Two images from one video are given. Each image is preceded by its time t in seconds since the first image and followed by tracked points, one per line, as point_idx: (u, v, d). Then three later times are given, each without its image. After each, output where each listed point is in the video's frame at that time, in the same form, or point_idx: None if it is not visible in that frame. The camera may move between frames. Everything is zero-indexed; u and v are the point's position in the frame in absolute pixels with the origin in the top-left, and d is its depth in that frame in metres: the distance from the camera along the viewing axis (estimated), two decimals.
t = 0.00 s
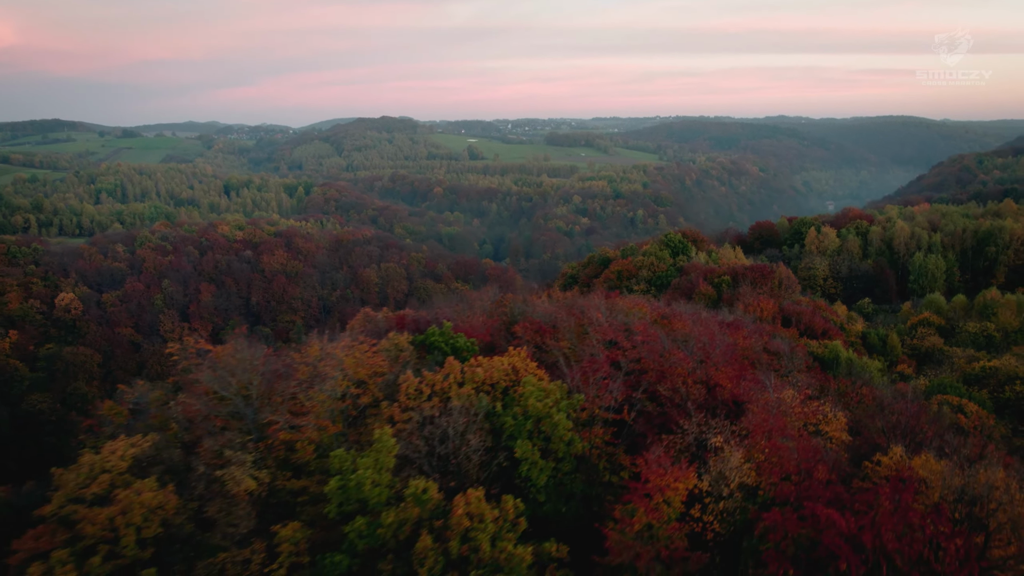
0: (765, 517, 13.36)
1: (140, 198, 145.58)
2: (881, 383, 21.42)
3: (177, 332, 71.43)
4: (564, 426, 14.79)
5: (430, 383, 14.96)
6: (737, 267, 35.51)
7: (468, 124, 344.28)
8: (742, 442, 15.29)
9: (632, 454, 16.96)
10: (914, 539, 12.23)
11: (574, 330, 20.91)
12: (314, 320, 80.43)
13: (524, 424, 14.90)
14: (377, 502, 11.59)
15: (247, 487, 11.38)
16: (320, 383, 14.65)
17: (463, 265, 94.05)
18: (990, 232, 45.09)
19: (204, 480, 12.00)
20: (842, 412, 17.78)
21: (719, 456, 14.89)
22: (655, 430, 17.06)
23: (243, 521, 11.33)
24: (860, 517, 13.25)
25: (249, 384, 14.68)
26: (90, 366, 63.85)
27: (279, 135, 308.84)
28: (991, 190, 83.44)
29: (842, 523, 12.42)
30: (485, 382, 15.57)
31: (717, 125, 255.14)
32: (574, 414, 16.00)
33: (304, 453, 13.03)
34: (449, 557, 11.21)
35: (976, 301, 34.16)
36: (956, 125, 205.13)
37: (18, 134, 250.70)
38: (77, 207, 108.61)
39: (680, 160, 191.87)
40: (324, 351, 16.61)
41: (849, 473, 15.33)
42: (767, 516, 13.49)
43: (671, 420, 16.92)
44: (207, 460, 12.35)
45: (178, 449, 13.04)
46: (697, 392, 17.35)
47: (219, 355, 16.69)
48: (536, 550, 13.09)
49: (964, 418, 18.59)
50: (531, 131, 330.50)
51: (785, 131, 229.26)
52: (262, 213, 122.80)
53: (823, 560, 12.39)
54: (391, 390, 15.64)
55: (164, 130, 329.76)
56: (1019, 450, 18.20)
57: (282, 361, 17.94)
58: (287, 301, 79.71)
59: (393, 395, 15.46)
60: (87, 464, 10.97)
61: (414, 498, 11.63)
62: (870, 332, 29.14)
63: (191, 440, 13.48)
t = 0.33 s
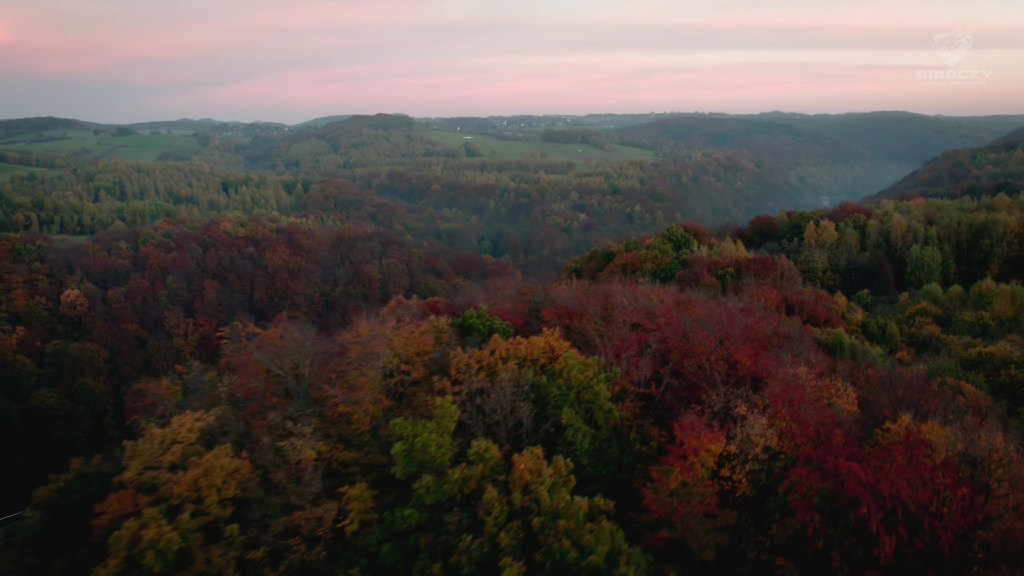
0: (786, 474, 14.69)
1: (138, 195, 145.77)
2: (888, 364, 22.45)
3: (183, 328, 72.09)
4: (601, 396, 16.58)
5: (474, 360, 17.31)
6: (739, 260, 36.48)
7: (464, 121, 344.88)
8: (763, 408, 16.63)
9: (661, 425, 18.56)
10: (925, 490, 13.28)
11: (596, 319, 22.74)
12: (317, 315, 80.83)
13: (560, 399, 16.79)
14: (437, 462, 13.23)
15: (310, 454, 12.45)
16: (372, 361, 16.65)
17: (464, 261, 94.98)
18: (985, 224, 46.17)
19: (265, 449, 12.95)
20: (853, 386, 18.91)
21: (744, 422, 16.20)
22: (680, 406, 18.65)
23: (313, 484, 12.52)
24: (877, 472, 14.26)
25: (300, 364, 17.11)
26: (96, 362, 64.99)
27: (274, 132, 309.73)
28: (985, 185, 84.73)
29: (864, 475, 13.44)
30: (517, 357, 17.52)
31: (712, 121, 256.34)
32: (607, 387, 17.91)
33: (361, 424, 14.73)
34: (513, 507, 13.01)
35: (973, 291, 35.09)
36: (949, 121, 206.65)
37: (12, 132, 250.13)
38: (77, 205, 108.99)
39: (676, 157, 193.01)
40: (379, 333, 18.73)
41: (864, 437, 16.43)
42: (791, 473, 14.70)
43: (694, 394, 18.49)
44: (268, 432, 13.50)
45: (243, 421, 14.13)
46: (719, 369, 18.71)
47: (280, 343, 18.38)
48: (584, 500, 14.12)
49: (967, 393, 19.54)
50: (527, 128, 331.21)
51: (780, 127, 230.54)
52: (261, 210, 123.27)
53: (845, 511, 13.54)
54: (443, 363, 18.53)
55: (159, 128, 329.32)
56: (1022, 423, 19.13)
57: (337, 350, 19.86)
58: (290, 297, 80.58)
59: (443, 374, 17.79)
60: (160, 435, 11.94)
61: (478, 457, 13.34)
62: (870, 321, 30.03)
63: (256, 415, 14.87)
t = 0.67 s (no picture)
0: (804, 439, 15.91)
1: (137, 192, 146.06)
2: (887, 347, 23.92)
3: (187, 324, 72.68)
4: (636, 367, 17.89)
5: (514, 338, 18.93)
6: (742, 253, 37.42)
7: (459, 117, 345.23)
8: (782, 379, 17.91)
9: (686, 398, 19.90)
10: (933, 450, 14.36)
11: (616, 304, 24.23)
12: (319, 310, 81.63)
13: (596, 369, 18.04)
14: (492, 428, 14.74)
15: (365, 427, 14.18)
16: (414, 342, 18.37)
17: (464, 256, 95.86)
18: (980, 218, 47.25)
19: (324, 420, 15.31)
20: (862, 364, 20.10)
21: (766, 392, 17.43)
22: (703, 382, 20.02)
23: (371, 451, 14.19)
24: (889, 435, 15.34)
25: (346, 349, 18.77)
26: (103, 357, 66.64)
27: (270, 129, 309.49)
28: (979, 180, 85.87)
29: (880, 436, 14.46)
30: (551, 334, 19.06)
31: (707, 118, 257.53)
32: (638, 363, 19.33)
33: (410, 397, 16.40)
34: (562, 465, 14.07)
35: (970, 281, 36.12)
36: (942, 117, 208.22)
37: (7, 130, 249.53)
38: (78, 202, 109.36)
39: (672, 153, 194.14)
40: (421, 317, 20.28)
41: (875, 406, 17.60)
42: (813, 437, 15.75)
43: (716, 369, 19.85)
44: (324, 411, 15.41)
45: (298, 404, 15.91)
46: (741, 344, 19.98)
47: (333, 329, 20.03)
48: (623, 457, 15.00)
49: (966, 373, 20.75)
50: (522, 124, 331.93)
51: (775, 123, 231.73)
52: (261, 207, 123.69)
53: (862, 469, 14.52)
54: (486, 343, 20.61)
55: (155, 125, 328.92)
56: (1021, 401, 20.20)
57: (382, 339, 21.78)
58: (293, 292, 81.36)
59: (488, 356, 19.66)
60: (221, 412, 13.22)
61: (529, 423, 14.74)
62: (869, 312, 31.02)
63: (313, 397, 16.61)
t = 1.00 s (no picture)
0: (821, 409, 17.17)
1: (136, 189, 146.38)
2: (894, 335, 25.16)
3: (192, 319, 73.35)
4: (662, 347, 18.93)
5: (553, 318, 20.47)
6: (745, 246, 38.24)
7: (455, 114, 345.71)
8: (800, 354, 19.09)
9: (706, 378, 21.13)
10: (938, 417, 15.61)
11: (637, 291, 25.43)
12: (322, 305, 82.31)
13: (627, 347, 19.14)
14: (535, 398, 16.21)
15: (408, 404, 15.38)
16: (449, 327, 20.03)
17: (465, 252, 96.55)
18: (975, 213, 48.32)
19: (370, 396, 16.62)
20: (870, 347, 21.36)
21: (783, 368, 18.63)
22: (724, 362, 21.28)
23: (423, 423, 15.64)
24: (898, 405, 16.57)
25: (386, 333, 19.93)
26: (109, 351, 66.94)
27: (267, 126, 309.26)
28: (973, 177, 86.96)
29: (890, 404, 15.69)
30: (583, 316, 20.48)
31: (703, 114, 258.54)
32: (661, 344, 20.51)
33: (450, 375, 17.94)
34: (603, 431, 15.32)
35: (966, 274, 37.15)
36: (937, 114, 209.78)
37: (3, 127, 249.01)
38: (79, 198, 109.71)
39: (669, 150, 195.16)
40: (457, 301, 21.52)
41: (884, 381, 18.84)
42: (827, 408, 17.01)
43: (733, 350, 21.07)
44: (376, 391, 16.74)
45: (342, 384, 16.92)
46: (760, 326, 21.20)
47: (374, 317, 21.22)
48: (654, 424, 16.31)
49: (968, 356, 21.98)
50: (519, 121, 332.65)
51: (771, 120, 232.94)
52: (261, 203, 124.18)
53: (874, 435, 15.72)
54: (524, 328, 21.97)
55: (151, 122, 328.55)
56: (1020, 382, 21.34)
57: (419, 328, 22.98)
58: (296, 287, 81.96)
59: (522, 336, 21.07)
60: (276, 390, 14.54)
61: (570, 395, 16.10)
62: (870, 304, 31.90)
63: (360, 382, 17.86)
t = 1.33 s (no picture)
0: (834, 384, 18.81)
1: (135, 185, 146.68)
2: (903, 324, 26.36)
3: (196, 313, 74.43)
4: (686, 327, 20.44)
5: (583, 300, 22.16)
6: (746, 241, 39.20)
7: (452, 111, 346.11)
8: (813, 334, 20.63)
9: (723, 358, 22.55)
10: (943, 388, 17.00)
11: (656, 278, 26.75)
12: (324, 300, 83.05)
13: (653, 328, 20.74)
14: (571, 372, 18.28)
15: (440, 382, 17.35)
16: (480, 309, 21.95)
17: (465, 248, 97.18)
18: (970, 208, 49.38)
19: (416, 373, 18.34)
20: (877, 332, 22.90)
21: (798, 347, 20.07)
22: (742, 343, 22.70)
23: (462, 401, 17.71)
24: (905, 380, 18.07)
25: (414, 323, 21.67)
26: (115, 345, 68.61)
27: (263, 123, 309.19)
28: (968, 173, 88.07)
29: (899, 377, 17.27)
30: (610, 299, 22.16)
31: (700, 112, 259.62)
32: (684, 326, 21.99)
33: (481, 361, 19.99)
34: (637, 402, 17.19)
35: (962, 267, 38.21)
36: (931, 111, 211.28)
37: None
38: (79, 195, 110.03)
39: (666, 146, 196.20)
40: (489, 289, 23.28)
41: (890, 360, 20.38)
42: (840, 383, 18.63)
43: (749, 331, 22.59)
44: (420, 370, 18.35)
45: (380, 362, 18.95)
46: (774, 310, 22.62)
47: (410, 301, 23.05)
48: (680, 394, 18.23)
49: (970, 341, 23.42)
50: (515, 118, 333.26)
51: (766, 117, 234.18)
52: (261, 199, 124.61)
53: (884, 406, 17.32)
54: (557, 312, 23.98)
55: (147, 119, 328.03)
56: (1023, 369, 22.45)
57: (454, 313, 24.64)
58: (299, 283, 82.62)
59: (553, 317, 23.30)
60: (319, 368, 16.90)
61: (604, 369, 17.95)
62: (870, 297, 32.90)
63: (399, 361, 19.67)
